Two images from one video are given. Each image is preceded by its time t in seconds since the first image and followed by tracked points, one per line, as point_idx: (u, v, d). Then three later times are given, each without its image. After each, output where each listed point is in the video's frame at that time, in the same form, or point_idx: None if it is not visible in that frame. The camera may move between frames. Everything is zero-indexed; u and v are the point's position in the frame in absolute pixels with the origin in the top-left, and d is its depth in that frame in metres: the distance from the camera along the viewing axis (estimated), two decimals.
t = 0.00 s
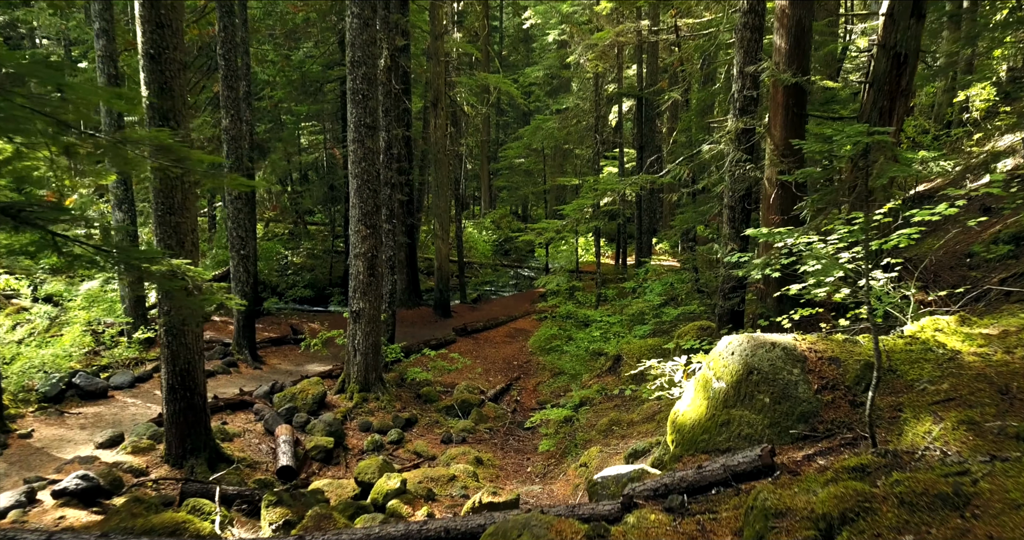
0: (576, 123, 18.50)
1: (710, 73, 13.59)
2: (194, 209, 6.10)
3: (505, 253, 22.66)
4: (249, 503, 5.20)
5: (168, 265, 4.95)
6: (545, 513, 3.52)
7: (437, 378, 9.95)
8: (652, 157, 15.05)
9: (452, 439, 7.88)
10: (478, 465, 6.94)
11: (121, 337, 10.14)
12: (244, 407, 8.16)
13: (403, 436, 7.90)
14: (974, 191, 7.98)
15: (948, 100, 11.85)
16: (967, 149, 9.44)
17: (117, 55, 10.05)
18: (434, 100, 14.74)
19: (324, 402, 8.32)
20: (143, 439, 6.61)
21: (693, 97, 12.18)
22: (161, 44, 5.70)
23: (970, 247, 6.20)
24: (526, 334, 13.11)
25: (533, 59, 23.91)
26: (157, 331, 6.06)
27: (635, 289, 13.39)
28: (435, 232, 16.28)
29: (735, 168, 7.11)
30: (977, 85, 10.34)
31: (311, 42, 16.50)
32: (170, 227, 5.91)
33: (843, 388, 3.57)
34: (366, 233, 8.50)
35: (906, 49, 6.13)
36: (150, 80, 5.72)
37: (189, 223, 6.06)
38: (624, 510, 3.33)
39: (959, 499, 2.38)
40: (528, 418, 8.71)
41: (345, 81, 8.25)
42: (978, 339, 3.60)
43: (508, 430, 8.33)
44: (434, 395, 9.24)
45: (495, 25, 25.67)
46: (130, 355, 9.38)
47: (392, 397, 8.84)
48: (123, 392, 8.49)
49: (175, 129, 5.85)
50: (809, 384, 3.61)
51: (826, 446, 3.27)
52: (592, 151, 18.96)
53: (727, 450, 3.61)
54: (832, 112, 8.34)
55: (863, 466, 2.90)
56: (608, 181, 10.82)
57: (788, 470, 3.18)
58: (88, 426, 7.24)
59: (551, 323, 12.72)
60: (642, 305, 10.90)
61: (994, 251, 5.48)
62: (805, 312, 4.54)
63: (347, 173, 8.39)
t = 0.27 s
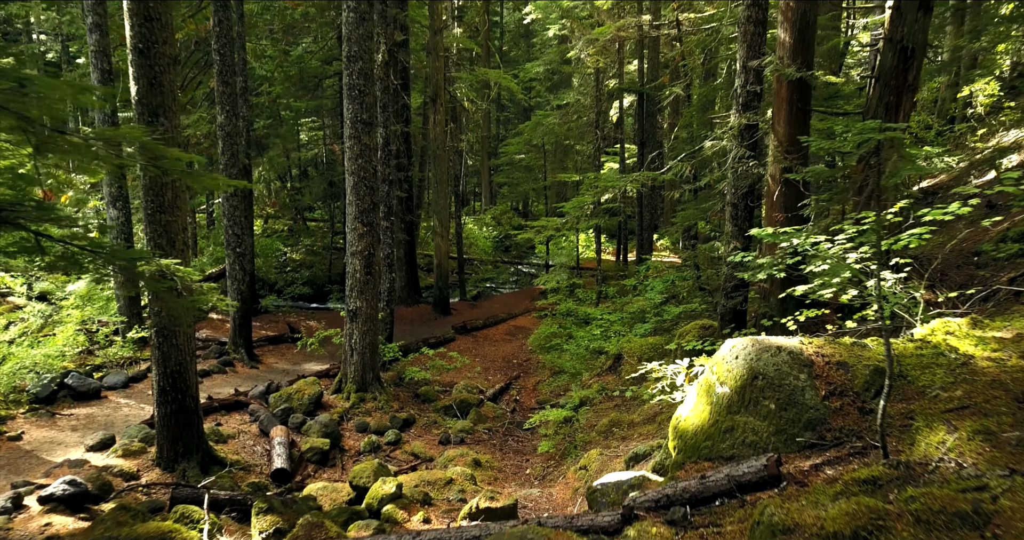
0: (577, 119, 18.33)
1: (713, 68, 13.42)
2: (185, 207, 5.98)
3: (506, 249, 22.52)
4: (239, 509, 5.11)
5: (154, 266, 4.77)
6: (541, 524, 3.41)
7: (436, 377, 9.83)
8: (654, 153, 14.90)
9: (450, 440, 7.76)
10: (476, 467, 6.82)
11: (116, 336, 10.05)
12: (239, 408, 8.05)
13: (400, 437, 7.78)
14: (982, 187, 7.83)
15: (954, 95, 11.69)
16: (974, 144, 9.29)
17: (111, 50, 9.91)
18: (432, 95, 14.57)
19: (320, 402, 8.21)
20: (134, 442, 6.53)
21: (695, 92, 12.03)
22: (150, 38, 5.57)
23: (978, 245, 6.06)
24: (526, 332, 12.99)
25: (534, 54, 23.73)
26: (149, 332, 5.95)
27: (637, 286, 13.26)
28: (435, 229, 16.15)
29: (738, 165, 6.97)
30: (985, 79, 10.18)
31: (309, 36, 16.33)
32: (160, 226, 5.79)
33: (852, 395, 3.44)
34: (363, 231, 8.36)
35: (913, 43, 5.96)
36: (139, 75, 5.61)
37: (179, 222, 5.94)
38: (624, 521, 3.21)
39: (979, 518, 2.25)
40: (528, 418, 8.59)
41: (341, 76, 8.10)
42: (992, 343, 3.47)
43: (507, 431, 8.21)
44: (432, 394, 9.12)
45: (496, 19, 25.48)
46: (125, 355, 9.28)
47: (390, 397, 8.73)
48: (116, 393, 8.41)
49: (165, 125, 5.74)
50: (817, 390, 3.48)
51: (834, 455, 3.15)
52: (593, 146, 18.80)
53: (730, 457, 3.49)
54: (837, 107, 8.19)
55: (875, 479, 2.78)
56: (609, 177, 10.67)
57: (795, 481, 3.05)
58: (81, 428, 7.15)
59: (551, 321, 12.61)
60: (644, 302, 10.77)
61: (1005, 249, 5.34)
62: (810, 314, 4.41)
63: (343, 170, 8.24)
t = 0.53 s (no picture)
0: (578, 116, 18.19)
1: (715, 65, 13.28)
2: (176, 207, 5.85)
3: (506, 247, 22.38)
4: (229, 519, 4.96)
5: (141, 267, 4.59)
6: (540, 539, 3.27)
7: (434, 379, 9.70)
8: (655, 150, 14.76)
9: (448, 443, 7.63)
10: (474, 471, 6.69)
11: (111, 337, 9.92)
12: (234, 410, 7.93)
13: (397, 440, 7.65)
14: (990, 186, 7.68)
15: (959, 92, 11.53)
16: (981, 142, 9.14)
17: (105, 46, 9.78)
18: (432, 92, 14.44)
19: (316, 405, 8.08)
20: (126, 446, 6.36)
21: (696, 90, 11.88)
22: (139, 34, 5.46)
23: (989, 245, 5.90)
24: (526, 332, 12.85)
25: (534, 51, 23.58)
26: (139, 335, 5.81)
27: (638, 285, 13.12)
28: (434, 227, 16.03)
29: (742, 164, 6.82)
30: (992, 76, 10.02)
31: (307, 32, 16.20)
32: (150, 226, 5.65)
33: (864, 405, 3.30)
34: (360, 230, 8.22)
35: (923, 37, 5.80)
36: (128, 71, 5.48)
37: (170, 222, 5.81)
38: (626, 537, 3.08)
39: None
40: (527, 421, 8.46)
41: (337, 73, 7.95)
42: (1010, 352, 3.32)
43: (506, 434, 8.08)
44: (430, 396, 8.99)
45: (496, 16, 25.34)
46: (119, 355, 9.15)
47: (387, 399, 8.60)
48: (110, 395, 8.23)
49: (155, 122, 5.63)
50: (826, 400, 3.34)
51: (845, 469, 3.01)
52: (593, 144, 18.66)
53: (735, 469, 3.36)
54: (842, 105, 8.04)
55: (890, 497, 2.63)
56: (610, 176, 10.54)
57: (804, 497, 2.91)
58: (72, 430, 7.01)
59: (552, 321, 12.48)
60: (645, 302, 10.63)
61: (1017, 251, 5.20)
62: (818, 318, 4.23)
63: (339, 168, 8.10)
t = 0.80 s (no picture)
0: (578, 115, 18.02)
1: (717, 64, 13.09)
2: (164, 209, 5.66)
3: (506, 247, 22.21)
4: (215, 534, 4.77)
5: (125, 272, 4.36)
6: None
7: (431, 383, 9.54)
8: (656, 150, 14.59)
9: (444, 451, 7.47)
10: (471, 481, 6.52)
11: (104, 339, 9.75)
12: (226, 416, 7.75)
13: (393, 447, 7.48)
14: (999, 188, 7.51)
15: (966, 91, 11.35)
16: (989, 143, 8.96)
17: (97, 44, 9.60)
18: (430, 91, 14.26)
19: (311, 410, 7.91)
20: (113, 454, 6.17)
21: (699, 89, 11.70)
22: (124, 30, 5.25)
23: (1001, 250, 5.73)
24: (525, 334, 12.69)
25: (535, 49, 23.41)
26: (125, 340, 5.60)
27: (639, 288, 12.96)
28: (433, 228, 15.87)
29: (746, 165, 6.66)
30: (1000, 76, 9.85)
31: (305, 31, 16.02)
32: (137, 228, 5.47)
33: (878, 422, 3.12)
34: (355, 232, 8.05)
35: (934, 35, 5.63)
36: (114, 69, 5.27)
37: (158, 225, 5.62)
38: None
39: None
40: (526, 427, 8.29)
41: (332, 71, 7.78)
42: None
43: (504, 441, 7.91)
44: (427, 401, 8.82)
45: (496, 14, 25.16)
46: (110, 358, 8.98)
47: (383, 404, 8.43)
48: (100, 399, 8.03)
49: (142, 121, 5.42)
50: (839, 416, 3.16)
51: (859, 491, 2.84)
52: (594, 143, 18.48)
53: (742, 488, 3.19)
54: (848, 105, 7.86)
55: (911, 527, 2.45)
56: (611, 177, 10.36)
57: (817, 522, 2.73)
58: (60, 437, 6.83)
59: (551, 323, 12.31)
60: (646, 306, 10.46)
61: None
62: (827, 327, 4.14)
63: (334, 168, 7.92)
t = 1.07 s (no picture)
0: (578, 116, 17.89)
1: (719, 64, 12.95)
2: (152, 212, 5.51)
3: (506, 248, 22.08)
4: None
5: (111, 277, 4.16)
6: None
7: (428, 388, 9.41)
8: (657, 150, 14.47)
9: (441, 458, 7.33)
10: (467, 490, 6.38)
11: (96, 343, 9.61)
12: (219, 422, 7.61)
13: (389, 454, 7.34)
14: (1005, 191, 7.39)
15: (970, 92, 11.23)
16: (995, 145, 8.84)
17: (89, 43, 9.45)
18: (429, 91, 14.12)
19: (306, 416, 7.77)
20: (100, 463, 6.02)
21: (700, 89, 11.57)
22: (112, 28, 5.09)
23: (1010, 254, 5.59)
24: (524, 337, 12.56)
25: (535, 49, 23.30)
26: (113, 346, 5.45)
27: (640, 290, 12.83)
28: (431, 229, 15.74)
29: (749, 166, 6.48)
30: (1004, 76, 9.73)
31: (303, 30, 15.87)
32: (125, 232, 5.31)
33: (890, 437, 2.99)
34: (350, 235, 7.90)
35: (942, 33, 5.50)
36: (101, 68, 5.10)
37: (147, 228, 5.47)
38: None
39: None
40: (524, 433, 8.16)
41: (327, 71, 7.62)
42: None
43: (502, 447, 7.78)
44: (424, 406, 8.69)
45: (497, 14, 25.03)
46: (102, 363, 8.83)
47: (379, 410, 8.30)
48: (91, 406, 7.88)
49: (130, 122, 5.25)
50: (849, 430, 3.02)
51: (871, 511, 2.71)
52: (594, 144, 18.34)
53: (747, 506, 3.04)
54: (852, 106, 7.72)
55: None
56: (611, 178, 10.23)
57: None
58: (47, 445, 6.68)
59: (551, 326, 12.19)
60: (647, 308, 10.32)
61: None
62: (835, 334, 4.02)
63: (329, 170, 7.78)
